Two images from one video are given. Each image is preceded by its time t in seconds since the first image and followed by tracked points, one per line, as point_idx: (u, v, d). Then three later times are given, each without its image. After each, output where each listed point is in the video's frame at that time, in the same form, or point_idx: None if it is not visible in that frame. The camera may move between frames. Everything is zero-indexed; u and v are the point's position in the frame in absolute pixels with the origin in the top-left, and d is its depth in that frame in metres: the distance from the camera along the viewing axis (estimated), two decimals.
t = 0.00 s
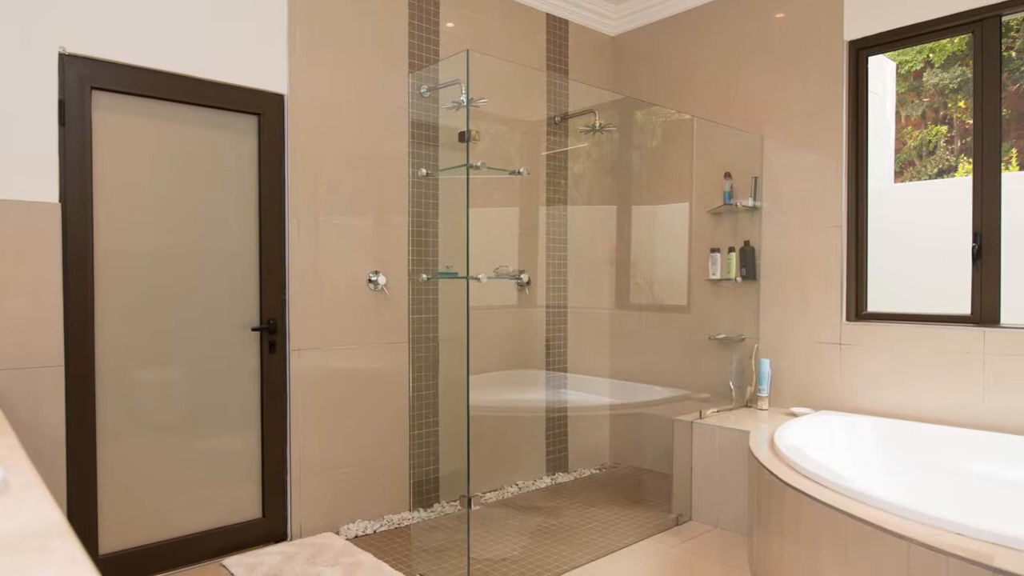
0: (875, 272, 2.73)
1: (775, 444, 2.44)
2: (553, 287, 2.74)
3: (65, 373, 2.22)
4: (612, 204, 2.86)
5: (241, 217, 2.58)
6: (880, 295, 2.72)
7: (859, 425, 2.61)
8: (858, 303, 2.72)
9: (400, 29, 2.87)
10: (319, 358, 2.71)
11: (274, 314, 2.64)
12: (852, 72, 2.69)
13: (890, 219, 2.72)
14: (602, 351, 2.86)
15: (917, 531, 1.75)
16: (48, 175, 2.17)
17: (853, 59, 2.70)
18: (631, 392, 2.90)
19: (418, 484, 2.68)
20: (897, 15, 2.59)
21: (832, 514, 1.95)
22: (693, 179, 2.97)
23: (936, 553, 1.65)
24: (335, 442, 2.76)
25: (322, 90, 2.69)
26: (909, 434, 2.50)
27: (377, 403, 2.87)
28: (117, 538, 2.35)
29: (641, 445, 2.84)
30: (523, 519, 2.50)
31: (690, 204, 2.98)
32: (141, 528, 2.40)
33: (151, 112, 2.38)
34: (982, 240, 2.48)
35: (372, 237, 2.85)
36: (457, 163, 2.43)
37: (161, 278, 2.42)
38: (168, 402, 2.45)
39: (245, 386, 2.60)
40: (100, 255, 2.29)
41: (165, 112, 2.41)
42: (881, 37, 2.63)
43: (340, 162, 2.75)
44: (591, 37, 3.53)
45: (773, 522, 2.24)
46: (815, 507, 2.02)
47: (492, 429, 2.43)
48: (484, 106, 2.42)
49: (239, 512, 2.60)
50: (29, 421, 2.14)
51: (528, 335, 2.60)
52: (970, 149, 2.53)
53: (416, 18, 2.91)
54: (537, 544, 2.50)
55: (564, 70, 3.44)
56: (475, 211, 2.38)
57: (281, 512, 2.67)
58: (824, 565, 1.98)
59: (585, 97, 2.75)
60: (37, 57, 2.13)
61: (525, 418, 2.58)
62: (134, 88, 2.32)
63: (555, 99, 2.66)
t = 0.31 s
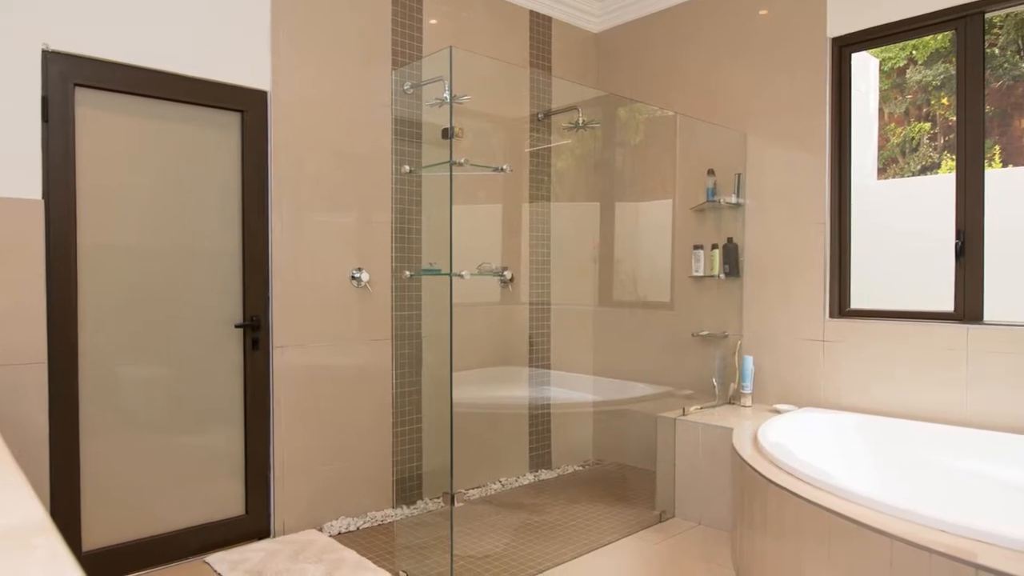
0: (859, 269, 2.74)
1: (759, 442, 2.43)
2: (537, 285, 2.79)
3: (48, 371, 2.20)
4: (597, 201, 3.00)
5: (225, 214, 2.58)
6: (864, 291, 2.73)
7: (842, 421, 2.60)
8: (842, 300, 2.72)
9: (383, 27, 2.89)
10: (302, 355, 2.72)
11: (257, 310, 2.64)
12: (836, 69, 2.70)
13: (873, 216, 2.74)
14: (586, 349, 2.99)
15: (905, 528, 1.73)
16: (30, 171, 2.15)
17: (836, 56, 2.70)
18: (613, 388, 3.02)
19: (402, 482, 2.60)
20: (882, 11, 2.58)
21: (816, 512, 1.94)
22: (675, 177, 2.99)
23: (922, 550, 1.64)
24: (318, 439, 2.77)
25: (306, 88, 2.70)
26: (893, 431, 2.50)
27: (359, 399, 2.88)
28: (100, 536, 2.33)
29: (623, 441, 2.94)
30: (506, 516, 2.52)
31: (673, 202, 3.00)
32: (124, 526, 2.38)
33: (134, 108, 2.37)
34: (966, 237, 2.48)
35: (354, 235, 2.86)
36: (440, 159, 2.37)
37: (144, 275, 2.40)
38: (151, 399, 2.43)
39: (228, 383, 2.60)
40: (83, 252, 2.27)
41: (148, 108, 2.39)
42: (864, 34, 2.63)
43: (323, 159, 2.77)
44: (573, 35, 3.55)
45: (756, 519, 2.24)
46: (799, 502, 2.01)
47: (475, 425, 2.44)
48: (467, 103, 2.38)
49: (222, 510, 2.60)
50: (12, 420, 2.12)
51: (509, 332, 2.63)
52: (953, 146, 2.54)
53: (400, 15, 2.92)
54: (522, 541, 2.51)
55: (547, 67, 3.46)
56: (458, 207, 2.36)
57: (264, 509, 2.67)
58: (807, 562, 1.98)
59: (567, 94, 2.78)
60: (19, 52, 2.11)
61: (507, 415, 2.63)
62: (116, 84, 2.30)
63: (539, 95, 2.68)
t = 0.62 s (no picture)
0: (841, 266, 2.75)
1: (741, 438, 2.44)
2: (520, 281, 2.73)
3: (31, 368, 2.19)
4: (579, 197, 2.92)
5: (207, 211, 2.57)
6: (846, 288, 2.75)
7: (824, 418, 2.60)
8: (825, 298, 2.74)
9: (366, 23, 2.89)
10: (284, 351, 2.72)
11: (241, 307, 2.63)
12: (818, 66, 2.72)
13: (857, 216, 2.74)
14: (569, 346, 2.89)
15: (887, 524, 1.72)
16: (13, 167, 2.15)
17: (819, 53, 2.72)
18: (597, 384, 2.94)
19: (386, 478, 2.58)
20: (865, 8, 2.58)
21: (798, 508, 1.93)
22: (659, 174, 3.00)
23: (903, 547, 1.63)
24: (301, 436, 2.78)
25: (290, 84, 2.71)
26: (877, 429, 2.50)
27: (342, 396, 2.90)
28: (83, 532, 2.33)
29: (608, 443, 2.89)
30: (490, 513, 2.51)
31: (657, 199, 3.01)
32: (106, 522, 2.38)
33: (118, 105, 2.37)
34: (948, 234, 2.49)
35: (337, 232, 2.87)
36: (423, 156, 2.39)
37: (127, 272, 2.40)
38: (134, 396, 2.43)
39: (211, 379, 2.60)
40: (66, 249, 2.27)
41: (132, 105, 2.39)
42: (847, 31, 2.65)
43: (307, 156, 2.77)
44: (557, 31, 3.57)
45: (739, 516, 2.23)
46: (781, 499, 2.00)
47: (461, 422, 2.44)
48: (450, 100, 2.38)
49: (205, 507, 2.60)
50: None
51: (493, 329, 2.60)
52: (936, 143, 2.55)
53: (382, 11, 2.93)
54: (504, 538, 2.51)
55: (531, 63, 3.46)
56: (441, 204, 2.37)
57: (247, 506, 2.67)
58: (791, 559, 1.97)
59: (550, 91, 2.79)
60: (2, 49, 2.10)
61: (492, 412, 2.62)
62: (100, 81, 2.30)
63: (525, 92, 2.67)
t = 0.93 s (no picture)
0: (824, 263, 2.75)
1: (724, 434, 2.44)
2: (503, 279, 2.84)
3: (14, 366, 2.19)
4: (562, 195, 3.07)
5: (191, 208, 2.57)
6: (829, 285, 2.74)
7: (807, 415, 2.61)
8: (809, 294, 2.73)
9: (350, 20, 2.90)
10: (266, 348, 2.72)
11: (225, 304, 2.64)
12: (802, 63, 2.70)
13: (844, 214, 2.76)
14: (553, 341, 3.06)
15: (870, 521, 1.71)
16: None
17: (802, 50, 2.71)
18: (580, 381, 3.06)
19: (368, 475, 2.50)
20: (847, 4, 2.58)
21: (780, 504, 1.93)
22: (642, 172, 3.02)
23: (887, 545, 1.62)
24: (284, 433, 2.78)
25: (274, 81, 2.71)
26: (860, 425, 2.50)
27: (326, 392, 2.90)
28: (66, 529, 2.33)
29: (591, 438, 2.94)
30: (472, 509, 2.52)
31: (640, 196, 3.04)
32: (89, 520, 2.38)
33: (101, 102, 2.36)
34: (931, 230, 2.48)
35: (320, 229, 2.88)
36: (406, 153, 2.34)
37: (111, 269, 2.39)
38: (117, 394, 2.42)
39: (195, 376, 2.59)
40: (49, 246, 2.26)
41: (115, 101, 2.39)
42: (829, 28, 2.64)
43: (291, 153, 2.78)
44: (541, 28, 3.57)
45: (722, 513, 2.23)
46: (764, 496, 2.00)
47: (444, 417, 2.46)
48: (433, 97, 2.37)
49: (188, 504, 2.60)
50: None
51: (479, 327, 2.68)
52: (919, 139, 2.54)
53: (366, 8, 2.94)
54: (488, 534, 2.51)
55: (515, 61, 3.47)
56: (425, 202, 2.35)
57: (231, 503, 2.67)
58: (774, 555, 1.97)
59: (533, 88, 2.81)
60: None
61: (475, 408, 2.66)
62: (83, 78, 2.30)
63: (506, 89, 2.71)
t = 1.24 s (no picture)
0: (806, 260, 2.75)
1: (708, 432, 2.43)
2: (486, 276, 2.90)
3: None
4: (546, 192, 3.10)
5: (174, 205, 2.57)
6: (812, 282, 2.74)
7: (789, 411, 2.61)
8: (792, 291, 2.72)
9: (332, 17, 2.90)
10: (249, 345, 2.73)
11: (208, 301, 2.63)
12: (785, 60, 2.71)
13: (827, 211, 2.78)
14: (536, 338, 3.12)
15: (851, 517, 1.71)
16: None
17: (785, 46, 2.71)
18: (563, 378, 3.11)
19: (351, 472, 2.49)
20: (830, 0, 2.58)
21: (761, 500, 1.92)
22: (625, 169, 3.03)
23: (866, 539, 1.62)
24: (266, 430, 2.79)
25: (257, 78, 2.71)
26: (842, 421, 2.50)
27: (309, 389, 2.91)
28: (48, 527, 2.32)
29: (573, 432, 2.99)
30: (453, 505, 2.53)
31: (622, 193, 3.05)
32: (71, 517, 2.37)
33: (84, 99, 2.36)
34: (914, 227, 2.48)
35: (303, 226, 2.88)
36: (389, 150, 2.32)
37: (94, 266, 2.39)
38: (100, 391, 2.42)
39: (178, 373, 2.59)
40: (32, 243, 2.25)
41: (98, 98, 2.38)
42: (812, 25, 2.64)
43: (274, 150, 2.78)
44: (524, 26, 3.58)
45: (704, 510, 2.22)
46: (747, 493, 1.99)
47: (427, 414, 2.47)
48: (416, 94, 2.36)
49: (171, 501, 2.60)
50: None
51: (462, 324, 2.72)
52: (902, 136, 2.54)
53: (348, 5, 2.94)
54: (470, 530, 2.50)
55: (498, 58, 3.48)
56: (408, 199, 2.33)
57: (213, 500, 2.67)
58: (755, 551, 1.96)
59: (517, 86, 2.83)
60: None
61: (459, 404, 2.71)
62: (66, 74, 2.29)
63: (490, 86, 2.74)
